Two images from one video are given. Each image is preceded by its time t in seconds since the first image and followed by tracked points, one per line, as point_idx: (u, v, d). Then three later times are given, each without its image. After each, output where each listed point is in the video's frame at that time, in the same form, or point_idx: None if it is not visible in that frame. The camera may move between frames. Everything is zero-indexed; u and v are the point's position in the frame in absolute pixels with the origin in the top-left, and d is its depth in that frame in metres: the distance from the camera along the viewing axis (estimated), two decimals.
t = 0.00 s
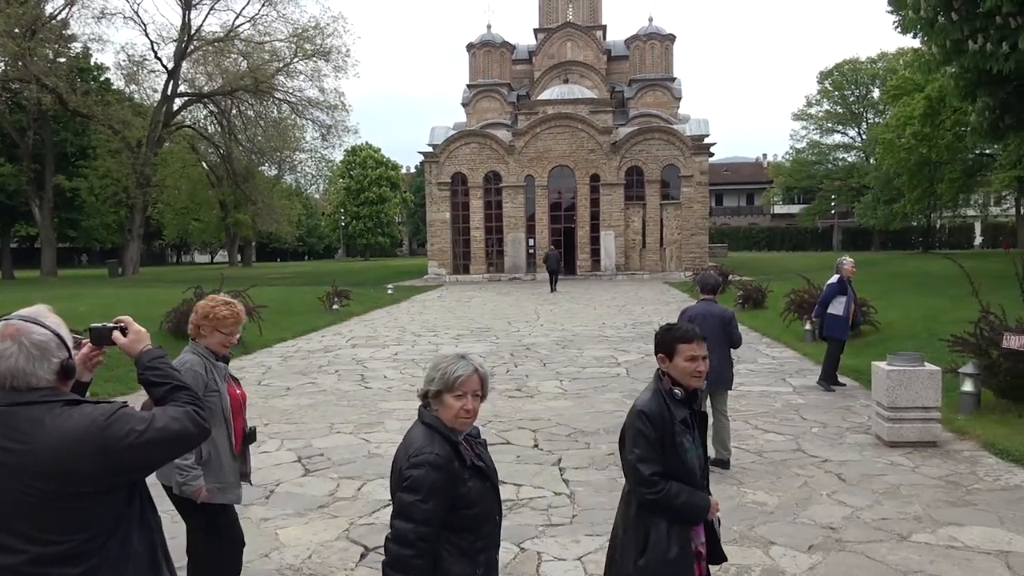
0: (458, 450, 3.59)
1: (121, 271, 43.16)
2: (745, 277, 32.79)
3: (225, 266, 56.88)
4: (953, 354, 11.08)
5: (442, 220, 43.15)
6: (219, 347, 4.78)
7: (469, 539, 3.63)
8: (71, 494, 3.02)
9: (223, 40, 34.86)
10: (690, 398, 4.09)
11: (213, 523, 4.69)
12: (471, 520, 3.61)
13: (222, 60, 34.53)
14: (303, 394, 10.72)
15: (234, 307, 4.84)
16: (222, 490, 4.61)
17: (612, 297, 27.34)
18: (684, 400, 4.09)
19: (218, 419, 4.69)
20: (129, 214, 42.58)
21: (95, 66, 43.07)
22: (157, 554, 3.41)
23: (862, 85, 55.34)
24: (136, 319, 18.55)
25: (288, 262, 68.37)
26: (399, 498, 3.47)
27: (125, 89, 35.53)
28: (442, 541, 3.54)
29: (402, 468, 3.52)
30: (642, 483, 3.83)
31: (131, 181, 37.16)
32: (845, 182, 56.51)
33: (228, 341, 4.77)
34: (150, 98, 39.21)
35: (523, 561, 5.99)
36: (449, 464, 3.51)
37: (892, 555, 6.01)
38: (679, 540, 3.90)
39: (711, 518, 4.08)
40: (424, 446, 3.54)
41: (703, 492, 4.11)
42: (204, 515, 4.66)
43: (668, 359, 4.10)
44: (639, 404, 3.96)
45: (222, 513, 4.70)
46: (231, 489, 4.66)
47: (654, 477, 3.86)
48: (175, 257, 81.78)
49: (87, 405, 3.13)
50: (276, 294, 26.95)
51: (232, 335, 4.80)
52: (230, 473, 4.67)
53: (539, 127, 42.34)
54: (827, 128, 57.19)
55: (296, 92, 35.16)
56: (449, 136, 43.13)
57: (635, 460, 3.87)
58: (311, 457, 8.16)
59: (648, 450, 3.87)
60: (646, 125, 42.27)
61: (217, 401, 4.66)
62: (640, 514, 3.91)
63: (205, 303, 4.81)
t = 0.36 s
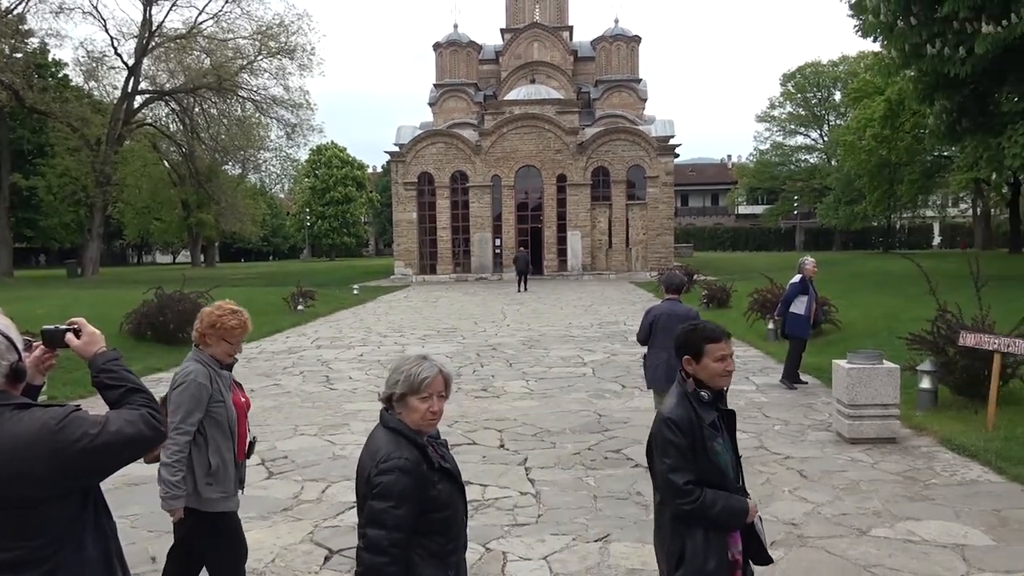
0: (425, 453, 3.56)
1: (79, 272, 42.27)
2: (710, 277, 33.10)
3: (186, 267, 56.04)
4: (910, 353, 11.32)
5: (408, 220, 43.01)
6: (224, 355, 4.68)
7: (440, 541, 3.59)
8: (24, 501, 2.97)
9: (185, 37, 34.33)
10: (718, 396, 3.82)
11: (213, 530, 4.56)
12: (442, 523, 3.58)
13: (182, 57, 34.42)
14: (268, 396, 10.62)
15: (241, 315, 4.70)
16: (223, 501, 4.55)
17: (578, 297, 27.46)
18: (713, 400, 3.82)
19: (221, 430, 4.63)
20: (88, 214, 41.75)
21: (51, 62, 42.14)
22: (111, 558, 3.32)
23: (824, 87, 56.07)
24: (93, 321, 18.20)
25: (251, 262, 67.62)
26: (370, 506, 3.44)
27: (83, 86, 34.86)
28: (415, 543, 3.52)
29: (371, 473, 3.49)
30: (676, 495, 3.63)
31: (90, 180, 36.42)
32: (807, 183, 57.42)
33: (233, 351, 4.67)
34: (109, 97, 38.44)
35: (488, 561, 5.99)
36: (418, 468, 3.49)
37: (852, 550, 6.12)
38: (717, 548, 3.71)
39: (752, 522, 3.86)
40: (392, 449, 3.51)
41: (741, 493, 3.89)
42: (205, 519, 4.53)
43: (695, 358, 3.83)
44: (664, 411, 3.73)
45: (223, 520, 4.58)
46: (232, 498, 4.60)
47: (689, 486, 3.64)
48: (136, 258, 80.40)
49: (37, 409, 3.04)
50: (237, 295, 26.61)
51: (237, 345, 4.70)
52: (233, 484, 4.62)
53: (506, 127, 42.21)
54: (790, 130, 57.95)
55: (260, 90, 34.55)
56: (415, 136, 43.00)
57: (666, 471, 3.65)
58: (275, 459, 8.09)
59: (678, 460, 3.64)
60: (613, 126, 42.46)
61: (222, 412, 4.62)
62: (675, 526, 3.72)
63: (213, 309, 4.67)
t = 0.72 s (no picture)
0: (412, 459, 3.45)
1: (33, 269, 41.27)
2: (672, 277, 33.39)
3: (145, 264, 55.07)
4: (866, 352, 11.55)
5: (372, 218, 42.75)
6: (228, 350, 4.55)
7: (423, 544, 3.47)
8: None
9: (145, 30, 33.70)
10: (751, 407, 3.79)
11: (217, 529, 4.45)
12: (427, 528, 3.47)
13: (142, 51, 33.97)
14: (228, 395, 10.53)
15: (246, 306, 4.58)
16: (233, 497, 4.44)
17: (542, 295, 27.57)
18: (744, 410, 3.78)
19: (229, 426, 4.50)
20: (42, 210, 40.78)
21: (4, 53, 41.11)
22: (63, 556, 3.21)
23: (785, 91, 56.90)
24: (46, 320, 17.82)
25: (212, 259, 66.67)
26: (359, 514, 3.33)
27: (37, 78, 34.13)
28: (407, 549, 3.40)
29: (357, 480, 3.37)
30: (699, 505, 3.58)
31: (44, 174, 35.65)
32: (768, 185, 58.32)
33: (240, 345, 4.55)
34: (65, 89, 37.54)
35: (450, 560, 5.99)
36: (404, 473, 3.39)
37: (809, 546, 6.23)
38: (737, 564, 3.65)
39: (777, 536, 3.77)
40: (377, 454, 3.40)
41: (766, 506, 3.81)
42: (207, 517, 4.41)
43: (737, 368, 3.78)
44: (692, 420, 3.67)
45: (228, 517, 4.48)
46: (242, 496, 4.48)
47: (711, 498, 3.59)
48: (93, 255, 78.77)
49: None
50: (197, 292, 26.25)
51: (244, 339, 4.58)
52: (240, 482, 4.47)
53: (471, 125, 42.24)
54: (751, 132, 58.74)
55: (222, 85, 33.96)
56: (379, 134, 42.75)
57: (689, 481, 3.61)
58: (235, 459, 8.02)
59: (702, 470, 3.60)
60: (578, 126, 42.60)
61: (231, 407, 4.51)
62: (693, 536, 3.67)
63: (216, 303, 4.54)
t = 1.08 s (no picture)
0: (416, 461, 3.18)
1: None
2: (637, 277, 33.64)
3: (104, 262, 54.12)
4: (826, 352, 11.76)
5: (337, 217, 42.48)
6: (241, 346, 4.47)
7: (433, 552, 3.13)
8: None
9: (104, 24, 32.89)
10: (804, 404, 3.76)
11: (222, 526, 4.42)
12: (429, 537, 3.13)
13: (102, 45, 33.08)
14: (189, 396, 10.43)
15: (255, 304, 4.52)
16: (238, 495, 4.40)
17: (508, 295, 27.67)
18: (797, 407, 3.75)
19: (240, 424, 4.45)
20: None
21: None
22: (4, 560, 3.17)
23: (748, 93, 57.63)
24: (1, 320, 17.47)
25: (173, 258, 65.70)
26: (384, 523, 3.05)
27: None
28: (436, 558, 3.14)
29: (371, 486, 3.08)
30: (759, 503, 3.53)
31: None
32: (732, 186, 59.00)
33: (252, 341, 4.48)
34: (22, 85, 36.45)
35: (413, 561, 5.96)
36: (414, 476, 3.13)
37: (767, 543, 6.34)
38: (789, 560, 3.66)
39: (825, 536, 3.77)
40: (387, 459, 3.11)
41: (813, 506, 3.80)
42: (212, 513, 4.38)
43: (796, 363, 3.70)
44: (750, 416, 3.60)
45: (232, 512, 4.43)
46: (248, 492, 4.47)
47: (771, 496, 3.55)
48: (51, 252, 77.21)
49: None
50: (157, 292, 25.91)
51: (255, 335, 4.51)
52: (248, 477, 4.46)
53: (437, 124, 42.14)
54: (716, 134, 59.40)
55: (183, 81, 33.58)
56: (344, 133, 42.40)
57: (753, 478, 3.54)
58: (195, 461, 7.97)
59: (766, 468, 3.54)
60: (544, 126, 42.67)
61: (243, 406, 4.44)
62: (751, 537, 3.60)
63: (226, 300, 4.47)
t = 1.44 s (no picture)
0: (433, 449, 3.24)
1: None
2: (594, 279, 33.90)
3: (50, 261, 52.73)
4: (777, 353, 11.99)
5: (293, 216, 42.02)
6: (232, 338, 4.40)
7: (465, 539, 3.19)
8: None
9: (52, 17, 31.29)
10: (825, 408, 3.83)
11: (216, 524, 4.28)
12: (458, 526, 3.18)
13: (50, 40, 31.91)
14: (138, 399, 10.27)
15: (241, 296, 4.45)
16: (235, 490, 4.29)
17: (465, 296, 27.66)
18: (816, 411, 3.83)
19: (233, 419, 4.35)
20: None
21: None
22: None
23: (704, 97, 58.34)
24: None
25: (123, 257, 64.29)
26: (417, 511, 3.11)
27: None
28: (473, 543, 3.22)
29: (402, 477, 3.12)
30: (801, 507, 3.55)
31: None
32: (688, 189, 59.65)
33: (243, 332, 4.41)
34: None
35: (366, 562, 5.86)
36: (439, 466, 3.19)
37: (719, 540, 6.45)
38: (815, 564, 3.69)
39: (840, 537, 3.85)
40: (413, 451, 3.18)
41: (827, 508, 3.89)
42: (207, 511, 4.27)
43: (819, 366, 3.78)
44: (785, 421, 3.63)
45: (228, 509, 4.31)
46: (243, 488, 4.35)
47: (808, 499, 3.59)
48: None
49: None
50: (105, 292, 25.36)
51: (244, 325, 4.44)
52: (243, 473, 4.35)
53: (395, 124, 41.94)
54: (672, 137, 60.04)
55: (135, 77, 32.93)
56: (300, 131, 42.00)
57: (795, 483, 3.55)
58: (144, 464, 7.86)
59: (803, 471, 3.59)
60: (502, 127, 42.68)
61: (235, 401, 4.34)
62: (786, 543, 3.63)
63: (213, 295, 4.41)
